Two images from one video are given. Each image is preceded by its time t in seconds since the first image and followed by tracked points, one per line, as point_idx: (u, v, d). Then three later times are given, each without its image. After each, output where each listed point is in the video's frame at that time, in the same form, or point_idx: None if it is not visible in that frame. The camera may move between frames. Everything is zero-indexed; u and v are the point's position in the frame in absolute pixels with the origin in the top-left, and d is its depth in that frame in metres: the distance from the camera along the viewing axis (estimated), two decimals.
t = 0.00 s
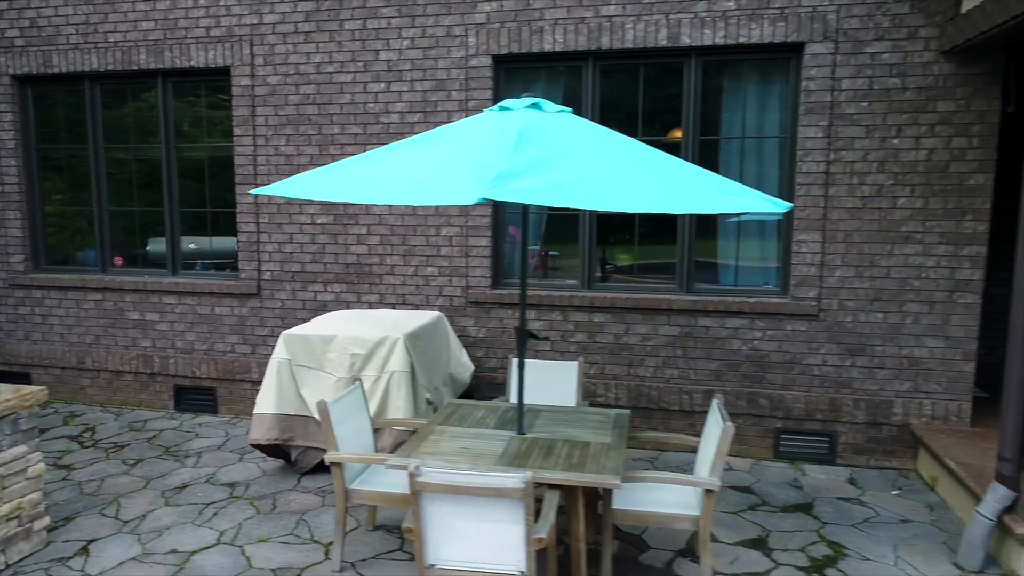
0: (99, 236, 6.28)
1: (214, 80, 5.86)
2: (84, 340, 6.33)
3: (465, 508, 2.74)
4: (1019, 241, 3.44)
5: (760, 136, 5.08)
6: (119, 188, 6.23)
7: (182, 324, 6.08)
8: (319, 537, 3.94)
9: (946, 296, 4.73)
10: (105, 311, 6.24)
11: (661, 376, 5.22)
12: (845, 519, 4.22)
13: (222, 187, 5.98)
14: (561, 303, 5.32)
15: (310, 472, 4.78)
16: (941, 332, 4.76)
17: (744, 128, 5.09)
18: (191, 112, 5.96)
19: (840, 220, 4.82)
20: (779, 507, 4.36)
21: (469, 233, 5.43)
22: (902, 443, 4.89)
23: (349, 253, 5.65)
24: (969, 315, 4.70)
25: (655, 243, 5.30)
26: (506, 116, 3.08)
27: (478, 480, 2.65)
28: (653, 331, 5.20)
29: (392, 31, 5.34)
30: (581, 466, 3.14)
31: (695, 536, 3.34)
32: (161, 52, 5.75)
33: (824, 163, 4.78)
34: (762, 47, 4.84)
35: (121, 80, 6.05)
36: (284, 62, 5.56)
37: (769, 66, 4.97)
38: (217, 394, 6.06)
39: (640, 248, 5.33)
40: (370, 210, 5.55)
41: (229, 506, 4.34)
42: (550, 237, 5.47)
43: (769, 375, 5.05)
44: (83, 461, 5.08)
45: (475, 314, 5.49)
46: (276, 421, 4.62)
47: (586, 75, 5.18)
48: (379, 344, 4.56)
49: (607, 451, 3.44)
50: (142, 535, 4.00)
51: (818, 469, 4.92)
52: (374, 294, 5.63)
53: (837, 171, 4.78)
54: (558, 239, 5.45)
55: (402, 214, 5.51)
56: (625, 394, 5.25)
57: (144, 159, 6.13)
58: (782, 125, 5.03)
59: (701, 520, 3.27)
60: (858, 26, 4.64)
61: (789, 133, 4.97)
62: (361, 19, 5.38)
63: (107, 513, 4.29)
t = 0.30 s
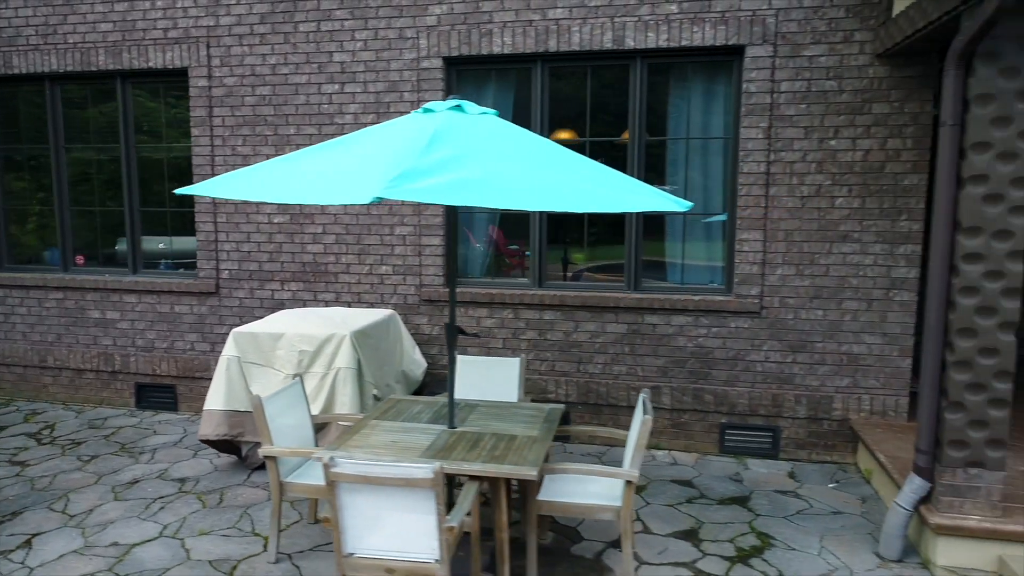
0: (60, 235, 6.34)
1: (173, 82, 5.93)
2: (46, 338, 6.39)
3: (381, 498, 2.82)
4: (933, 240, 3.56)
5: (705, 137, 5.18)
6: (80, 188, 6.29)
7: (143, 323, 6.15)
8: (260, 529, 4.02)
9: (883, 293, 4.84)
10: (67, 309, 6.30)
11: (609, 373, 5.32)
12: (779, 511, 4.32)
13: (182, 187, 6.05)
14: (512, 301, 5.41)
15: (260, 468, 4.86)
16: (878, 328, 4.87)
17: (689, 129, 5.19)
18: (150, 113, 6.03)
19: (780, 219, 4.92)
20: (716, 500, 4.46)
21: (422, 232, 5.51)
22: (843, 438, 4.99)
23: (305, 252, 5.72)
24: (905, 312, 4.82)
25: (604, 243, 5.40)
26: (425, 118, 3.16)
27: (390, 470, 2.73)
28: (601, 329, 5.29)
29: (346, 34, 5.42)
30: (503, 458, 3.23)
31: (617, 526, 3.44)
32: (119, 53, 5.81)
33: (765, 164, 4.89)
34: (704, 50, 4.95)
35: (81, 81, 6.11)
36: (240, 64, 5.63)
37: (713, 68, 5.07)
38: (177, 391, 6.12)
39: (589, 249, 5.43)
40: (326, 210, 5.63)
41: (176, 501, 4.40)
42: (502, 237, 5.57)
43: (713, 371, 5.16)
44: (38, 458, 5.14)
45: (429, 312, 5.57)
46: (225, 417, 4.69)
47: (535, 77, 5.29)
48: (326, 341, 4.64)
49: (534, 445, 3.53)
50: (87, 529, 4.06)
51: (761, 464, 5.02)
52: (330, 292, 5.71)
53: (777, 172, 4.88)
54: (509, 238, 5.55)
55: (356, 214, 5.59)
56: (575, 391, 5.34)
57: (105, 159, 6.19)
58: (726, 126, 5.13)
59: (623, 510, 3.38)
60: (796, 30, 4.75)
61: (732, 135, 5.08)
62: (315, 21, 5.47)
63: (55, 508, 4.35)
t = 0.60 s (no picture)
0: (46, 234, 6.49)
1: (155, 84, 6.07)
2: (32, 335, 6.54)
3: (319, 486, 2.92)
4: (874, 239, 3.64)
5: (671, 138, 5.26)
6: (66, 188, 6.44)
7: (125, 320, 6.29)
8: (223, 519, 4.12)
9: (843, 291, 4.91)
10: (52, 306, 6.45)
11: (576, 370, 5.41)
12: (734, 505, 4.39)
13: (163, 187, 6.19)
14: (482, 299, 5.50)
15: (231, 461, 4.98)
16: (839, 326, 4.94)
17: (655, 129, 5.28)
18: (133, 114, 6.17)
19: (743, 219, 4.99)
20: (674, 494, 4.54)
21: (394, 231, 5.61)
22: (805, 435, 5.06)
23: (281, 250, 5.84)
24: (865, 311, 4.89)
25: (573, 241, 5.48)
26: (367, 120, 3.26)
27: (326, 459, 2.83)
28: (569, 326, 5.38)
29: (320, 37, 5.54)
30: (447, 450, 3.33)
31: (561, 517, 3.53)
32: (102, 56, 5.96)
33: (727, 163, 4.96)
34: (667, 52, 5.04)
35: (66, 84, 6.26)
36: (218, 66, 5.77)
37: (677, 70, 5.16)
38: (159, 386, 6.24)
39: (557, 249, 5.52)
40: (301, 209, 5.75)
41: (146, 492, 4.52)
42: (474, 237, 5.67)
43: (678, 368, 5.23)
44: (19, 451, 5.28)
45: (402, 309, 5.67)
46: (196, 411, 4.80)
47: (503, 79, 5.39)
48: (294, 337, 4.75)
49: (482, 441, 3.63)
50: (57, 518, 4.19)
51: (724, 460, 5.09)
52: (306, 290, 5.82)
53: (738, 172, 4.96)
54: (481, 236, 5.66)
55: (331, 213, 5.71)
56: (544, 387, 5.43)
57: (89, 159, 6.34)
58: (691, 127, 5.21)
59: (566, 501, 3.46)
60: (756, 33, 4.83)
61: (696, 135, 5.16)
62: (290, 24, 5.60)
63: (29, 498, 4.48)
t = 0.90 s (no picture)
0: (33, 233, 6.64)
1: (137, 86, 6.22)
2: (20, 331, 6.70)
3: (264, 475, 3.03)
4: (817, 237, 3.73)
5: (637, 138, 5.36)
6: (52, 188, 6.59)
7: (109, 317, 6.43)
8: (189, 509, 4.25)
9: (803, 289, 5.00)
10: (39, 303, 6.60)
11: (544, 366, 5.51)
12: (690, 498, 4.49)
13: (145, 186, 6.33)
14: (453, 297, 5.62)
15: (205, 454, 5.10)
16: (799, 324, 5.03)
17: (621, 130, 5.38)
18: (116, 115, 6.31)
19: (705, 218, 5.09)
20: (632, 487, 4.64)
21: (367, 230, 5.73)
22: (766, 430, 5.15)
23: (259, 249, 5.97)
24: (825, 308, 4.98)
25: (541, 240, 5.59)
26: (318, 121, 3.39)
27: (269, 448, 2.95)
28: (537, 323, 5.49)
29: (295, 40, 5.67)
30: (396, 441, 3.44)
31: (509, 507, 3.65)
32: (85, 59, 6.10)
33: (689, 163, 5.05)
34: (631, 54, 5.13)
35: (52, 86, 6.41)
36: (197, 69, 5.90)
37: (642, 71, 5.26)
38: (141, 381, 6.38)
39: (526, 248, 5.63)
40: (278, 208, 5.88)
41: (118, 483, 4.66)
42: (445, 236, 5.79)
43: (643, 365, 5.33)
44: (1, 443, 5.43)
45: (375, 306, 5.78)
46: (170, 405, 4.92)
47: (473, 80, 5.50)
48: (265, 333, 4.87)
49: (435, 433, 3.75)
50: (30, 507, 4.32)
51: (687, 455, 5.19)
52: (282, 287, 5.95)
53: (700, 172, 5.05)
54: (453, 235, 5.77)
55: (306, 212, 5.83)
56: (513, 382, 5.54)
57: (74, 160, 6.48)
58: (656, 128, 5.30)
59: (512, 490, 3.57)
60: (716, 35, 4.92)
61: (661, 136, 5.25)
62: (266, 28, 5.72)
63: (5, 489, 4.62)
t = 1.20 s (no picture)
0: (17, 232, 6.78)
1: (117, 88, 6.35)
2: (5, 328, 6.83)
3: (215, 464, 3.15)
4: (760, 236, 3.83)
5: (603, 140, 5.47)
6: (36, 187, 6.72)
7: (90, 314, 6.56)
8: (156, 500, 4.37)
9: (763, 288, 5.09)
10: (23, 301, 6.74)
11: (512, 362, 5.61)
12: (647, 491, 4.59)
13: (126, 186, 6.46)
14: (423, 295, 5.73)
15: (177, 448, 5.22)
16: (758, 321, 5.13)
17: (586, 131, 5.48)
18: (97, 117, 6.44)
19: (667, 218, 5.19)
20: (591, 480, 4.75)
21: (340, 230, 5.84)
22: (727, 425, 5.25)
23: (235, 248, 6.09)
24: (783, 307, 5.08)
25: (510, 239, 5.71)
26: (271, 124, 3.53)
27: (217, 438, 3.07)
28: (505, 320, 5.60)
29: (269, 43, 5.79)
30: (347, 433, 3.56)
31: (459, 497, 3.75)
32: (66, 62, 6.23)
33: (651, 164, 5.16)
34: (595, 57, 5.24)
35: (35, 88, 6.55)
36: (175, 71, 6.02)
37: (606, 74, 5.37)
38: (122, 378, 6.50)
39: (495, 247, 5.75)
40: (253, 208, 6.00)
41: (91, 476, 4.78)
42: (417, 235, 5.91)
43: (608, 361, 5.44)
44: None
45: (348, 304, 5.89)
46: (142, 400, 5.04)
47: (442, 83, 5.62)
48: (235, 330, 4.99)
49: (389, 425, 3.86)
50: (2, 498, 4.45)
51: (650, 450, 5.29)
52: (258, 285, 6.07)
53: (662, 172, 5.15)
54: (424, 234, 5.89)
55: (281, 212, 5.95)
56: (481, 378, 5.65)
57: (56, 161, 6.61)
58: (620, 129, 5.41)
59: (462, 482, 3.68)
60: (676, 38, 5.03)
61: (625, 137, 5.36)
62: (241, 31, 5.84)
63: None
